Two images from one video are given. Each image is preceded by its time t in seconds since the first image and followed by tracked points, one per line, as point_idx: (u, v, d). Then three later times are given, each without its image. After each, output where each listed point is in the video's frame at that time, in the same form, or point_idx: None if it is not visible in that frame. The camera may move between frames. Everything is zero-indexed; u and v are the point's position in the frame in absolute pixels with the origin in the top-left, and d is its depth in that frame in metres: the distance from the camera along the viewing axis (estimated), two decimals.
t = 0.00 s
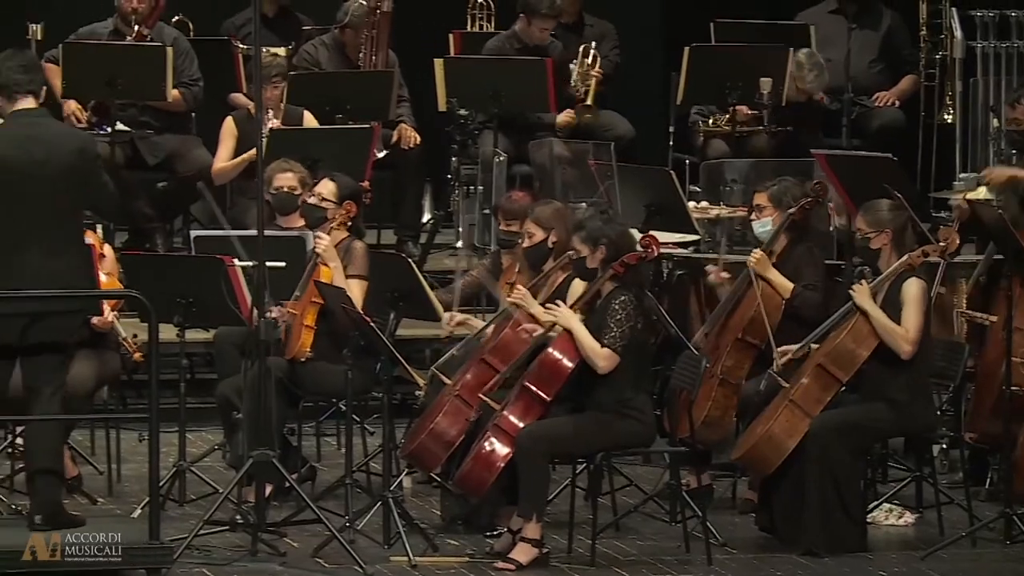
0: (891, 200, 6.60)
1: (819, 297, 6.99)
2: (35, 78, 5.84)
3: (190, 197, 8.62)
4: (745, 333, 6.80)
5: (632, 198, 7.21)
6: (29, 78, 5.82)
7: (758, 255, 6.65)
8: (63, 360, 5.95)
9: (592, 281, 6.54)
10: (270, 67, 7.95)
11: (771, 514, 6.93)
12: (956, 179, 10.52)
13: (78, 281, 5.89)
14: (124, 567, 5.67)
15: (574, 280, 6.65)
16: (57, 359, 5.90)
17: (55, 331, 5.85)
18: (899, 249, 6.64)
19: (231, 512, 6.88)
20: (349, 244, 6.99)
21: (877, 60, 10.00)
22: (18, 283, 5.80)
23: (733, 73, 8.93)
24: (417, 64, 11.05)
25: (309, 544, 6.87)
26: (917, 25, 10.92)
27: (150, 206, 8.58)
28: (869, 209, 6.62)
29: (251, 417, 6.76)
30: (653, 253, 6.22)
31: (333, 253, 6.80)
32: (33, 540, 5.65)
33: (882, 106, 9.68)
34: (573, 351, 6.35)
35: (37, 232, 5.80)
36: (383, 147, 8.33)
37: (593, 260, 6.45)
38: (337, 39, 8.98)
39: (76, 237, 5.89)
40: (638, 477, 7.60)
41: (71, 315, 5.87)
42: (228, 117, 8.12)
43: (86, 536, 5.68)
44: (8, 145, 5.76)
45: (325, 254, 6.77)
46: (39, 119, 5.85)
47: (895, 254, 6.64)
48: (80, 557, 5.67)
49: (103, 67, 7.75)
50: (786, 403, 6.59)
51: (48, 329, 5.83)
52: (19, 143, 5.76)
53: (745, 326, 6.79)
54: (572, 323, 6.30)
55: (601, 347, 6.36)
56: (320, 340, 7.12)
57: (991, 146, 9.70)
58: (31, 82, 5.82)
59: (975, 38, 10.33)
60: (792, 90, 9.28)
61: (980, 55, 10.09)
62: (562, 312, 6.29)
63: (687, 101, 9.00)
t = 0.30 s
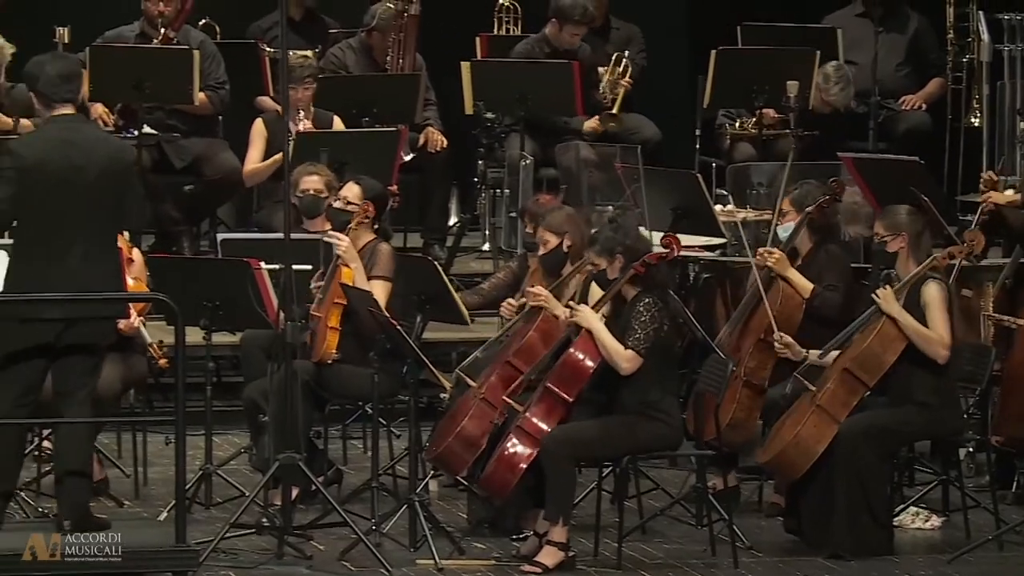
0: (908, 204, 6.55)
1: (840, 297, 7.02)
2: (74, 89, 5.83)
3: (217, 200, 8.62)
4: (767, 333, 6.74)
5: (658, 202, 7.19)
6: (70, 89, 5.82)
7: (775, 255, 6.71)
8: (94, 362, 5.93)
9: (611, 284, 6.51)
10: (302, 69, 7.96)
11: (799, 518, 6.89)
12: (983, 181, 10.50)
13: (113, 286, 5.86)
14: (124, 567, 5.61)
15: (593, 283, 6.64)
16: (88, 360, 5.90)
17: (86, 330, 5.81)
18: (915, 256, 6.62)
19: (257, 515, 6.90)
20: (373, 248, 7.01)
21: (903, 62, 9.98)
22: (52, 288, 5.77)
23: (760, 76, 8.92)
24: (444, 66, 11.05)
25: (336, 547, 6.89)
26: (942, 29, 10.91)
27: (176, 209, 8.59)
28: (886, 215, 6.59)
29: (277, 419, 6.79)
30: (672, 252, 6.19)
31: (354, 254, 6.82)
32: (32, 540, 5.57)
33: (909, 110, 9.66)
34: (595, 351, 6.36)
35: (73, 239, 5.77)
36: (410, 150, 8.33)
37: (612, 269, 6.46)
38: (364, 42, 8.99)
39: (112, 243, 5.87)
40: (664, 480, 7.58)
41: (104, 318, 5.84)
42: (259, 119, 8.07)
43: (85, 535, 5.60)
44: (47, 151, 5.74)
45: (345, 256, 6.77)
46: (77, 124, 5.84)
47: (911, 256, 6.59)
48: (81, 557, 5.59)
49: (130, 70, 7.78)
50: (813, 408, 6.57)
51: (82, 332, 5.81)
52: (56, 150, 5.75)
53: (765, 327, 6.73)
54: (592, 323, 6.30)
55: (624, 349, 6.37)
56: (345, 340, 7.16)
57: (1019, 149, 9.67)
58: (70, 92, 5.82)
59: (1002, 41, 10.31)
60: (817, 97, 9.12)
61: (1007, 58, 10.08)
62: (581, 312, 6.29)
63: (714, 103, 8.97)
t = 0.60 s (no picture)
0: (925, 210, 6.58)
1: (862, 295, 7.00)
2: (117, 88, 5.77)
3: (248, 203, 8.64)
4: (789, 334, 6.85)
5: (687, 204, 7.16)
6: (114, 89, 5.76)
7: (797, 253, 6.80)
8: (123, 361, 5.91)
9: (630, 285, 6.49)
10: (336, 76, 7.91)
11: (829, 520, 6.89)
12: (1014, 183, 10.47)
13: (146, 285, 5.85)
14: (144, 567, 5.61)
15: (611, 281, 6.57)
16: (117, 358, 5.88)
17: (114, 326, 5.81)
18: (930, 259, 6.61)
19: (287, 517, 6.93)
20: (404, 248, 7.02)
21: (933, 65, 10.00)
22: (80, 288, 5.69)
23: (790, 78, 8.86)
24: (475, 68, 11.05)
25: (365, 549, 6.91)
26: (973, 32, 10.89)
27: (206, 211, 8.61)
28: (904, 217, 6.62)
29: (306, 421, 6.82)
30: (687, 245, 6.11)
31: (384, 255, 6.85)
32: (32, 540, 5.57)
33: (938, 111, 9.65)
34: (615, 349, 6.28)
35: (104, 236, 5.72)
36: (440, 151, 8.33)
37: (626, 270, 6.44)
38: (394, 45, 9.00)
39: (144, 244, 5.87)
40: (693, 482, 7.55)
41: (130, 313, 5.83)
42: (290, 121, 8.04)
43: (86, 534, 5.60)
44: (80, 146, 5.69)
45: (374, 256, 6.81)
46: (112, 122, 5.78)
47: (927, 262, 6.62)
48: (81, 556, 5.58)
49: (160, 71, 7.79)
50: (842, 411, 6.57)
51: (111, 330, 5.83)
52: (91, 145, 5.70)
53: (789, 326, 6.84)
54: (608, 319, 6.22)
55: (647, 345, 6.31)
56: (376, 342, 7.16)
57: None
58: (112, 91, 5.75)
59: None
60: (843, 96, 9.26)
61: None
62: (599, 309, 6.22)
63: (744, 105, 8.92)
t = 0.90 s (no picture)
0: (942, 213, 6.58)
1: (876, 294, 6.96)
2: (123, 92, 5.86)
3: (273, 204, 8.66)
4: (808, 333, 6.85)
5: (713, 206, 7.18)
6: (119, 93, 5.85)
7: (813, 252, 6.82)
8: (134, 361, 6.05)
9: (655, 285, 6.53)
10: (362, 79, 7.64)
11: (853, 520, 6.91)
12: None
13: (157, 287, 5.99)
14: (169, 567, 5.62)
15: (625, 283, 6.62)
16: (130, 359, 6.02)
17: (126, 326, 5.96)
18: (947, 262, 6.60)
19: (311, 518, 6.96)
20: (431, 250, 7.02)
21: (958, 65, 10.01)
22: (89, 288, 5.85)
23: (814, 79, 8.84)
24: (499, 68, 11.05)
25: (389, 551, 6.95)
26: (998, 33, 10.87)
27: (230, 212, 8.63)
28: (921, 220, 6.61)
29: (331, 422, 6.87)
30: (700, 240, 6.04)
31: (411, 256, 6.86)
32: (32, 540, 5.59)
33: (963, 112, 9.62)
34: (633, 348, 6.20)
35: (109, 244, 5.86)
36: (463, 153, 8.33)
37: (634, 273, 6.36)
38: (418, 45, 9.00)
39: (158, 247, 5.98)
40: (717, 483, 7.54)
41: (137, 312, 5.99)
42: (315, 124, 7.93)
43: (85, 533, 5.62)
44: (83, 158, 5.81)
45: (402, 258, 6.80)
46: (115, 132, 5.89)
47: (944, 265, 6.61)
48: (79, 556, 5.57)
49: (184, 74, 7.80)
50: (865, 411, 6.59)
51: (124, 331, 5.98)
52: (93, 157, 5.82)
53: (807, 325, 6.84)
54: (626, 319, 6.16)
55: (667, 345, 6.26)
56: (401, 344, 7.17)
57: None
58: (118, 95, 5.85)
59: None
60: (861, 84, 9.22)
61: None
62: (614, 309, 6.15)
63: (768, 106, 8.89)
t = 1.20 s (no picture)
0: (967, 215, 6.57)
1: (893, 293, 6.93)
2: (119, 90, 5.79)
3: (298, 205, 8.67)
4: (825, 334, 6.81)
5: (739, 208, 7.16)
6: (114, 91, 5.78)
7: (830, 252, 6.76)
8: (148, 361, 6.02)
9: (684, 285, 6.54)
10: (388, 81, 7.53)
11: (878, 521, 6.90)
12: None
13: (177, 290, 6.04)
14: (196, 568, 5.64)
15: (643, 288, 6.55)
16: (139, 360, 6.00)
17: (131, 327, 5.91)
18: (972, 264, 6.59)
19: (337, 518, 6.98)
20: (456, 252, 7.02)
21: (984, 66, 9.98)
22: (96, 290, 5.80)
23: (839, 79, 8.80)
24: (525, 67, 11.04)
25: (415, 551, 6.97)
26: None
27: (255, 212, 8.64)
28: (946, 222, 6.59)
29: (356, 423, 6.88)
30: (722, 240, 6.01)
31: (437, 258, 6.84)
32: (33, 540, 5.58)
33: (989, 113, 9.57)
34: (655, 349, 6.18)
35: (111, 247, 5.79)
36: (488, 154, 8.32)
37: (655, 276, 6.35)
38: (442, 45, 9.00)
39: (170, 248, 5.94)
40: (743, 484, 7.54)
41: (145, 313, 5.94)
42: (341, 124, 7.87)
43: (84, 534, 5.61)
44: (83, 160, 5.76)
45: (428, 259, 6.80)
46: (117, 134, 5.82)
47: (969, 267, 6.59)
48: (79, 556, 5.58)
49: (207, 76, 7.82)
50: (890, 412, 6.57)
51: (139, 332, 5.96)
52: (93, 159, 5.75)
53: (825, 326, 6.79)
54: (649, 320, 6.15)
55: (690, 347, 6.24)
56: (425, 345, 7.18)
57: None
58: (116, 93, 5.78)
59: None
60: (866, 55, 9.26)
61: None
62: (636, 309, 6.13)
63: (794, 108, 8.87)
